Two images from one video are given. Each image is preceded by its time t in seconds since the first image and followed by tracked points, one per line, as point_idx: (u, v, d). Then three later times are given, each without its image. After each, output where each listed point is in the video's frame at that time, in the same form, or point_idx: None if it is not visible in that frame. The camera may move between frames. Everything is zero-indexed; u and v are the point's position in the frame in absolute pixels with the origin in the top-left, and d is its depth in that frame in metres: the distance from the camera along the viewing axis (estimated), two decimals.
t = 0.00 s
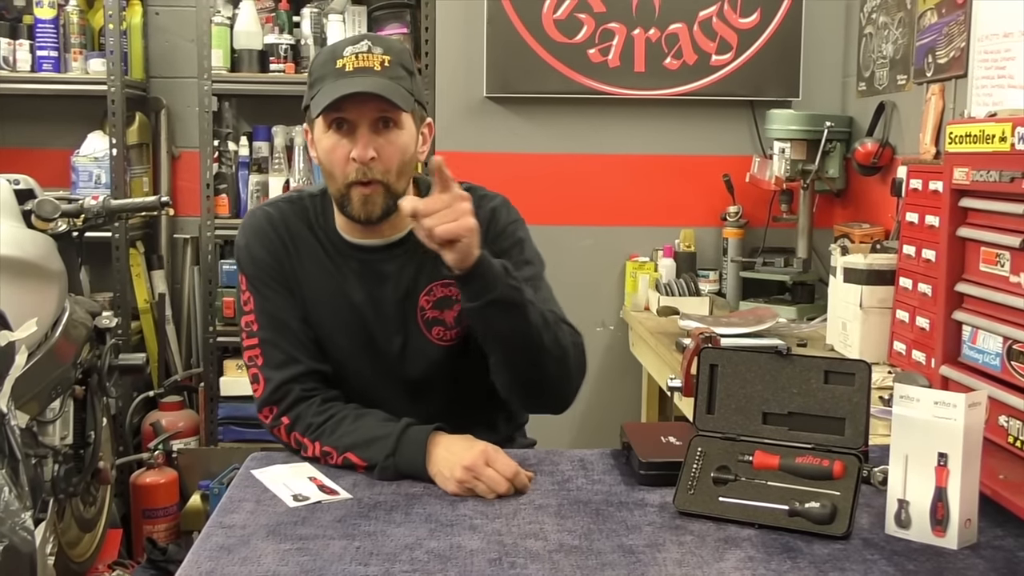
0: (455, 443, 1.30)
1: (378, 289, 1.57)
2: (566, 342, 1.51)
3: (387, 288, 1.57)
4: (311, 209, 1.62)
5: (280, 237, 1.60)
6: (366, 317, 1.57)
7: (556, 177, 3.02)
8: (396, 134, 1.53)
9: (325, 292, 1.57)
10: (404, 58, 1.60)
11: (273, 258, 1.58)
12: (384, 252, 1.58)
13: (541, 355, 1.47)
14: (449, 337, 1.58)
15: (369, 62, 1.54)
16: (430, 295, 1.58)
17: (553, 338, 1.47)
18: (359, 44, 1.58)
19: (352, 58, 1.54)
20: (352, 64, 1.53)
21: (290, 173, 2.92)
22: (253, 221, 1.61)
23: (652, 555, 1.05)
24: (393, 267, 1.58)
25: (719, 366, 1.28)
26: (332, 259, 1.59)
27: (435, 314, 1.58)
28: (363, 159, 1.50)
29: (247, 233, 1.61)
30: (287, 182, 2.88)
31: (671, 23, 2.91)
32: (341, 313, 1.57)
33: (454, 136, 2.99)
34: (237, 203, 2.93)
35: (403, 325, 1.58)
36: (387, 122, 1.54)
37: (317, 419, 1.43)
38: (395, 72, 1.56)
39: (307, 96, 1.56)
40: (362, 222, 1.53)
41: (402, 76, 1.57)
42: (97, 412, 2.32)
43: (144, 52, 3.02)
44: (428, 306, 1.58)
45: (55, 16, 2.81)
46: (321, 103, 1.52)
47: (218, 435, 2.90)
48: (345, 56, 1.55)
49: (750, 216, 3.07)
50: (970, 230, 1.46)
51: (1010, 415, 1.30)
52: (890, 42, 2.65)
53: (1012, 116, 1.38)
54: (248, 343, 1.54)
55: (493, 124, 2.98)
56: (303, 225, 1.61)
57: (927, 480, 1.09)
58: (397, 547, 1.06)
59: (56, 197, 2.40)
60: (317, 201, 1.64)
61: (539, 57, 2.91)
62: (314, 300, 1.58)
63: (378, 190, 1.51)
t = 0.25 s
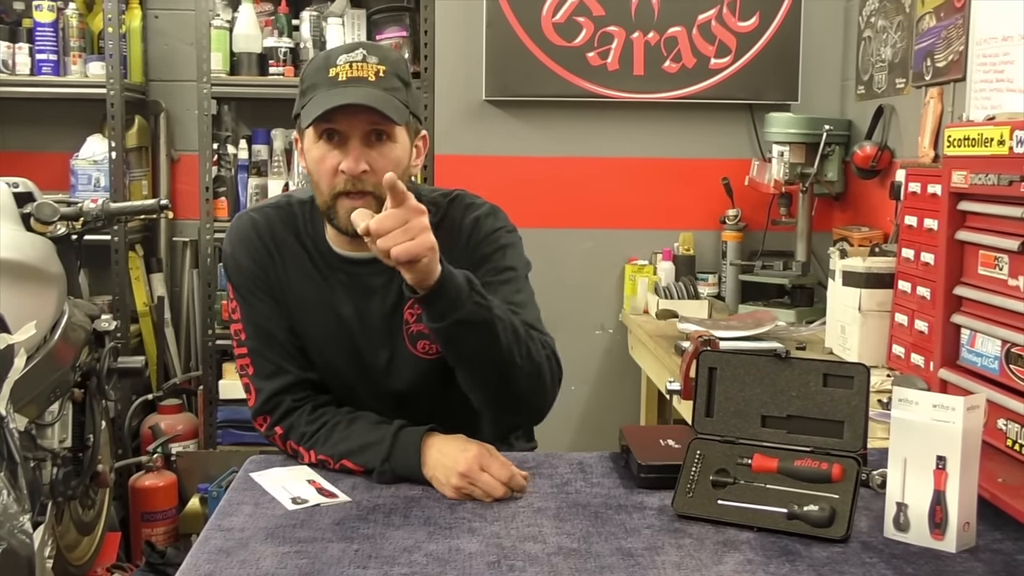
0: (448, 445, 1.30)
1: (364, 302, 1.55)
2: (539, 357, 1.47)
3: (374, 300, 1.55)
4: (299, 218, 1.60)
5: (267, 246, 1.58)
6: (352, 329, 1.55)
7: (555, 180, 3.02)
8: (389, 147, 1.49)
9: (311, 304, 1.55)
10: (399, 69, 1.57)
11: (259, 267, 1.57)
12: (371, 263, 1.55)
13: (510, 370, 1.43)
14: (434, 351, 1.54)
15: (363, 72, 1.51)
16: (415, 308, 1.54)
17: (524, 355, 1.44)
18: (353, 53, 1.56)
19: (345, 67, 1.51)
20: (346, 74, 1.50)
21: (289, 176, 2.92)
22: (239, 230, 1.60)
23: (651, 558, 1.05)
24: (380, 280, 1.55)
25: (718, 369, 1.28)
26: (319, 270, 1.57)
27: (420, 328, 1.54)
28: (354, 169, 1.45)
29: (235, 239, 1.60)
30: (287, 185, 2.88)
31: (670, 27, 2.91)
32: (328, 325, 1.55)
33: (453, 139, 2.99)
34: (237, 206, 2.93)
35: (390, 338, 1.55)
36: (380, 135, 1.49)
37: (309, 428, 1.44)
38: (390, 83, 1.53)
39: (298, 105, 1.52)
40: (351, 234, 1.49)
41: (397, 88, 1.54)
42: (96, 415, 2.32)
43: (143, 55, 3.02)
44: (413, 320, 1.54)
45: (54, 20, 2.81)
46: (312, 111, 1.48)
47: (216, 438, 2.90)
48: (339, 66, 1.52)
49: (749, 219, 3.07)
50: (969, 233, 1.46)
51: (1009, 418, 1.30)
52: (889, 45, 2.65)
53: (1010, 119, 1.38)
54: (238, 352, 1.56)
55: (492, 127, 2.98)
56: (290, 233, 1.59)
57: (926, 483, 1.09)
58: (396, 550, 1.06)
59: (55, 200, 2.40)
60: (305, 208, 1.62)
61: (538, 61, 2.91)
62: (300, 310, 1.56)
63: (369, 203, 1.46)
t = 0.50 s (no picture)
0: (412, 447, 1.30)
1: (368, 308, 1.56)
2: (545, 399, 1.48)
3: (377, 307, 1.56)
4: (301, 222, 1.61)
5: (269, 250, 1.59)
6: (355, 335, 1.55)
7: (554, 182, 3.02)
8: (388, 150, 1.50)
9: (312, 308, 1.56)
10: (399, 73, 1.57)
11: (261, 271, 1.57)
12: (375, 270, 1.56)
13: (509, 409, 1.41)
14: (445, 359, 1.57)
15: (361, 75, 1.51)
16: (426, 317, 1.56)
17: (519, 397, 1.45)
18: (353, 57, 1.56)
19: (344, 71, 1.51)
20: (343, 77, 1.50)
21: (288, 178, 2.92)
22: (242, 233, 1.61)
23: (650, 560, 1.05)
24: (383, 286, 1.56)
25: (716, 371, 1.28)
26: (322, 275, 1.57)
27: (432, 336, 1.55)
28: (351, 173, 1.47)
29: (237, 244, 1.60)
30: (286, 187, 2.88)
31: (669, 29, 2.91)
32: (331, 331, 1.55)
33: (452, 142, 2.99)
34: (237, 208, 2.93)
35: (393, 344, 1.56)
36: (378, 139, 1.50)
37: (298, 437, 1.42)
38: (389, 86, 1.53)
39: (298, 108, 1.54)
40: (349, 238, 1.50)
41: (397, 91, 1.54)
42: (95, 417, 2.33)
43: (143, 58, 3.03)
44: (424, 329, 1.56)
45: (54, 22, 2.81)
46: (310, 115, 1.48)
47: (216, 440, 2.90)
48: (338, 69, 1.52)
49: (748, 221, 3.07)
50: (967, 235, 1.46)
51: (1007, 420, 1.30)
52: (888, 48, 2.65)
53: (1008, 121, 1.38)
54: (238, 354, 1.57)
55: (492, 130, 2.98)
56: (293, 238, 1.60)
57: (924, 485, 1.09)
58: (394, 552, 1.06)
59: (55, 202, 2.40)
60: (308, 212, 1.63)
61: (538, 63, 2.92)
62: (302, 316, 1.56)
63: (366, 207, 1.47)
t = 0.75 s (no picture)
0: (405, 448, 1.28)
1: (388, 315, 1.51)
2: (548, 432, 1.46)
3: (398, 314, 1.51)
4: (324, 224, 1.56)
5: (289, 251, 1.54)
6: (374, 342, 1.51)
7: (554, 184, 3.02)
8: (411, 154, 1.44)
9: (331, 313, 1.51)
10: (425, 76, 1.50)
11: (280, 271, 1.53)
12: (399, 277, 1.50)
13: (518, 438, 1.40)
14: (462, 366, 1.55)
15: (386, 78, 1.44)
16: (449, 325, 1.52)
17: (528, 442, 1.39)
18: (378, 60, 1.49)
19: (368, 73, 1.44)
20: (368, 80, 1.43)
21: (288, 179, 2.92)
22: (262, 231, 1.56)
23: (649, 560, 1.05)
24: (406, 294, 1.51)
25: (716, 372, 1.28)
26: (342, 280, 1.52)
27: (451, 344, 1.53)
28: (373, 175, 1.42)
29: (256, 241, 1.56)
30: (286, 189, 2.88)
31: (669, 31, 2.92)
32: (349, 336, 1.51)
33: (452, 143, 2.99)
34: (237, 209, 2.94)
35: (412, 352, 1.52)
36: (402, 141, 1.44)
37: (296, 438, 1.42)
38: (413, 90, 1.46)
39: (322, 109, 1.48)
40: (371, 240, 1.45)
41: (422, 95, 1.47)
42: (95, 419, 2.33)
43: (143, 59, 3.03)
44: (446, 336, 1.52)
45: (54, 24, 2.82)
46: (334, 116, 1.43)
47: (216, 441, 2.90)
48: (363, 70, 1.45)
49: (748, 223, 3.08)
50: (967, 237, 1.47)
51: (1006, 421, 1.30)
52: (888, 49, 2.65)
53: (1007, 123, 1.38)
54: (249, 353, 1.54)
55: (491, 131, 2.99)
56: (315, 240, 1.55)
57: (923, 485, 1.09)
58: (394, 552, 1.06)
59: (55, 204, 2.40)
60: (331, 215, 1.58)
61: (538, 64, 2.92)
62: (320, 319, 1.52)
63: (388, 209, 1.42)
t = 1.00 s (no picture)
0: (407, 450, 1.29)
1: (410, 322, 1.49)
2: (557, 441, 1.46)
3: (420, 322, 1.49)
4: (346, 228, 1.54)
5: (309, 255, 1.52)
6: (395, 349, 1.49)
7: (554, 185, 3.03)
8: (441, 158, 1.43)
9: (354, 320, 1.50)
10: (456, 81, 1.48)
11: (299, 277, 1.52)
12: (423, 283, 1.49)
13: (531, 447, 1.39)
14: (482, 371, 1.54)
15: (417, 81, 1.42)
16: (471, 329, 1.52)
17: (539, 452, 1.38)
18: (409, 63, 1.47)
19: (399, 76, 1.42)
20: (399, 83, 1.41)
21: (288, 181, 2.92)
22: (283, 237, 1.54)
23: (649, 561, 1.05)
24: (429, 299, 1.49)
25: (716, 373, 1.28)
26: (364, 286, 1.50)
27: (473, 349, 1.52)
28: (404, 178, 1.40)
29: (276, 244, 1.54)
30: (286, 190, 2.88)
31: (669, 32, 2.92)
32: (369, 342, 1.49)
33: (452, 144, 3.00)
34: (237, 211, 2.94)
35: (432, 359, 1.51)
36: (432, 145, 1.42)
37: (297, 439, 1.42)
38: (444, 94, 1.44)
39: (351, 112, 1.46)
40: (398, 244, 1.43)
41: (452, 99, 1.46)
42: (95, 420, 2.33)
43: (143, 61, 3.03)
44: (467, 341, 1.52)
45: (54, 25, 2.82)
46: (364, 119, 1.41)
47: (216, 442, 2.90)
48: (394, 73, 1.44)
49: (748, 224, 3.08)
50: (966, 239, 1.47)
51: (1006, 423, 1.30)
52: (888, 51, 2.66)
53: (1007, 125, 1.39)
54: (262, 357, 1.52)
55: (491, 133, 2.99)
56: (338, 245, 1.53)
57: (922, 487, 1.09)
58: (394, 554, 1.06)
59: (55, 205, 2.41)
60: (354, 219, 1.55)
61: (538, 66, 2.92)
62: (340, 325, 1.50)
63: (418, 211, 1.40)
